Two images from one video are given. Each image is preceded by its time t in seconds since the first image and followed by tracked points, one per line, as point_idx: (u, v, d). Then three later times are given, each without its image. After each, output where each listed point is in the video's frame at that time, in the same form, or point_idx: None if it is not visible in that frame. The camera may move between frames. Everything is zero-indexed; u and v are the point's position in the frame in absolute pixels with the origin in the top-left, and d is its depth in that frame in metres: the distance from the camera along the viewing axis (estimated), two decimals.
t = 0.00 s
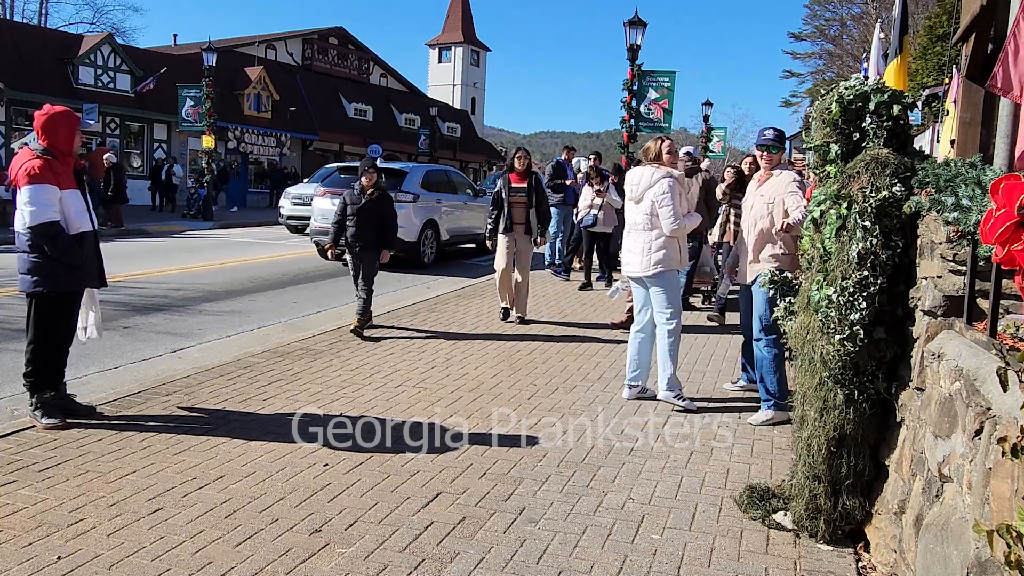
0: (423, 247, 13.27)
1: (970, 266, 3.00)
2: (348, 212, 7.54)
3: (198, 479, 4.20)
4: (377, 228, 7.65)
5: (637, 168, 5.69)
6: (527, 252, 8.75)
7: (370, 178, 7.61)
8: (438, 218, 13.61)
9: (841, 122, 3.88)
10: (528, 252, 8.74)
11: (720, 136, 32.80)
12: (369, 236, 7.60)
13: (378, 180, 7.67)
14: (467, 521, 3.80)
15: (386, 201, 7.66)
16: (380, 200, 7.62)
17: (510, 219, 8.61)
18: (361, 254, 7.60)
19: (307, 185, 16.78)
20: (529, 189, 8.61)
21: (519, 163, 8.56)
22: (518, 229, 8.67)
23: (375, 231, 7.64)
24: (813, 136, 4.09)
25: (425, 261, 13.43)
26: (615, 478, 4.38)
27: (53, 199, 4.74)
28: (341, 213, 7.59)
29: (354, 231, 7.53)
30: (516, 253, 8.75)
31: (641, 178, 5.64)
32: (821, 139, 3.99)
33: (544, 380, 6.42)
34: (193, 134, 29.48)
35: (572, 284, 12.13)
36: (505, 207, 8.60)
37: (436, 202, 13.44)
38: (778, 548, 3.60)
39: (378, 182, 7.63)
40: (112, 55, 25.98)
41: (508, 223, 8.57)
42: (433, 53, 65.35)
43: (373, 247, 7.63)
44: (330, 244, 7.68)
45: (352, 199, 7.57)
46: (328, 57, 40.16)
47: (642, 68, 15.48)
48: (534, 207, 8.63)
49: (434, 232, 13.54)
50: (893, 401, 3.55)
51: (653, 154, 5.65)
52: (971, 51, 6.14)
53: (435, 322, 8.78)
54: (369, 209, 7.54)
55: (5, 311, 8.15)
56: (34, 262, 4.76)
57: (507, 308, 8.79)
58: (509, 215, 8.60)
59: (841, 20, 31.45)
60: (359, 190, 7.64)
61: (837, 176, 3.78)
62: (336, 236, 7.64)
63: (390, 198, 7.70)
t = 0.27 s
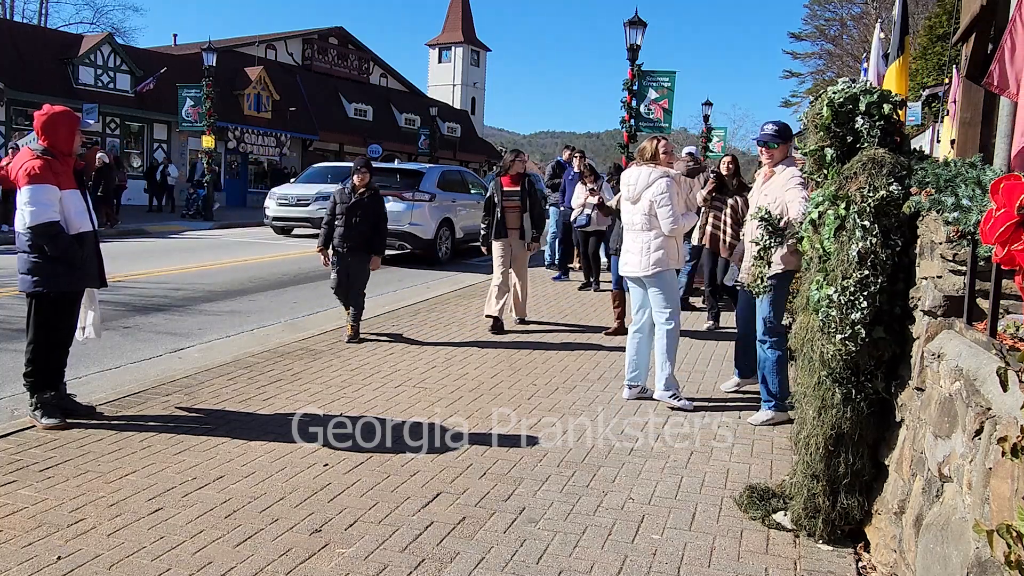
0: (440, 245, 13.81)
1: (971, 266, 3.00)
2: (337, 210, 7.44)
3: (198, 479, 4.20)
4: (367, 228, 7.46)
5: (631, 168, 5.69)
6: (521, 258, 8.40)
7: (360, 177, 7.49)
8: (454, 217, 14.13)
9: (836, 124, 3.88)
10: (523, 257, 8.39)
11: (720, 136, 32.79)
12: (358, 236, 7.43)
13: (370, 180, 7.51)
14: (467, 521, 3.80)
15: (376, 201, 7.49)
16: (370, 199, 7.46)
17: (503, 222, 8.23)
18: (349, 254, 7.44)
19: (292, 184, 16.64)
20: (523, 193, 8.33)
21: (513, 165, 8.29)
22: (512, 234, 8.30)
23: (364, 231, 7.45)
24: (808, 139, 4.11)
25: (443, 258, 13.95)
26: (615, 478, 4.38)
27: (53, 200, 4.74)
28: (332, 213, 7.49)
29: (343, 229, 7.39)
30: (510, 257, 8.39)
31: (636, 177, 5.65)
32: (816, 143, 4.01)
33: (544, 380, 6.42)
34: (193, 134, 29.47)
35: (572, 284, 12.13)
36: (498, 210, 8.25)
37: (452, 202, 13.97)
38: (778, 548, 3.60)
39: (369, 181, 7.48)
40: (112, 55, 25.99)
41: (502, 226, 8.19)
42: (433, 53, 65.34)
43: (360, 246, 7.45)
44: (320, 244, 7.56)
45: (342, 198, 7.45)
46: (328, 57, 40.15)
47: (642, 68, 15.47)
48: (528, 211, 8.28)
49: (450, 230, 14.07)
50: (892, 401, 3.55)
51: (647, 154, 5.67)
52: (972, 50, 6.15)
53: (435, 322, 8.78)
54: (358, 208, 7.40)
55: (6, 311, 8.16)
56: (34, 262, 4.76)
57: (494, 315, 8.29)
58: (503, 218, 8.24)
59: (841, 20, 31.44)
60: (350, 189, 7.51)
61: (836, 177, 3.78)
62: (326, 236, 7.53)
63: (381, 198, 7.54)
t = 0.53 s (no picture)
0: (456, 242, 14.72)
1: (970, 266, 3.00)
2: (324, 215, 7.11)
3: (198, 479, 4.20)
4: (355, 231, 7.15)
5: (627, 169, 5.70)
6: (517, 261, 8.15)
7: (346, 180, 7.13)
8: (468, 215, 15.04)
9: (836, 124, 3.87)
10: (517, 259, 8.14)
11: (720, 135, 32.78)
12: (347, 238, 7.11)
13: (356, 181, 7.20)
14: (467, 521, 3.80)
15: (365, 202, 7.21)
16: (359, 200, 7.18)
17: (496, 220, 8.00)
18: (337, 259, 7.09)
19: (275, 185, 16.73)
20: (517, 191, 8.11)
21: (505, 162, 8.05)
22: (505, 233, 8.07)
23: (353, 233, 7.14)
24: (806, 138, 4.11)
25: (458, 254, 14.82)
26: (615, 478, 4.38)
27: (53, 200, 4.74)
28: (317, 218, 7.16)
29: (331, 233, 7.05)
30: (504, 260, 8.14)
31: (631, 177, 5.65)
32: (814, 142, 4.01)
33: (544, 380, 6.42)
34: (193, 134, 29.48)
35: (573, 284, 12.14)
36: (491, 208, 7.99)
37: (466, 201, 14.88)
38: (778, 548, 3.60)
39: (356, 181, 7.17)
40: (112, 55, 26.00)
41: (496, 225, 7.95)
42: (433, 53, 65.35)
43: (348, 250, 7.11)
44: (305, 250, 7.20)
45: (329, 201, 7.12)
46: (328, 57, 40.15)
47: (642, 68, 15.48)
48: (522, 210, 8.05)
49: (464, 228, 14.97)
50: (891, 400, 3.55)
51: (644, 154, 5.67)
52: (972, 50, 6.15)
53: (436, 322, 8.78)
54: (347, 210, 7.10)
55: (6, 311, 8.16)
56: (35, 262, 4.76)
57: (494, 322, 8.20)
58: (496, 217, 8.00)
59: (841, 20, 31.45)
60: (336, 192, 7.18)
61: (835, 177, 3.78)
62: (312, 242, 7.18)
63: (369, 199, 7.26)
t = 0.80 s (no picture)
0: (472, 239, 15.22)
1: (971, 266, 3.00)
2: (308, 216, 6.82)
3: (197, 479, 4.20)
4: (340, 231, 6.87)
5: (625, 168, 5.70)
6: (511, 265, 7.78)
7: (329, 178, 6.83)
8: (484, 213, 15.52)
9: (846, 122, 3.84)
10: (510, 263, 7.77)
11: (720, 135, 32.78)
12: (331, 240, 6.83)
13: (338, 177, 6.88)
14: (467, 521, 3.80)
15: (347, 200, 6.90)
16: (342, 199, 6.87)
17: (485, 222, 7.68)
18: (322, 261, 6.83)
19: (257, 185, 16.62)
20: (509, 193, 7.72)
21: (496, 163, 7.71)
22: (496, 236, 7.74)
23: (337, 234, 6.85)
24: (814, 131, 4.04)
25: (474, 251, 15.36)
26: (615, 478, 4.38)
27: (54, 200, 4.75)
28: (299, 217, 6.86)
29: (314, 234, 6.77)
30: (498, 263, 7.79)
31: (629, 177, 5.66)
32: (822, 136, 3.96)
33: (544, 380, 6.42)
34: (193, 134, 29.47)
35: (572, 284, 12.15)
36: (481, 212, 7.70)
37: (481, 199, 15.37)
38: (778, 548, 3.60)
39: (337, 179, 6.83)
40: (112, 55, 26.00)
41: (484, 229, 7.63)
42: (433, 53, 65.36)
43: (333, 252, 6.86)
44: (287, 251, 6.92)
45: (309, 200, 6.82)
46: (328, 57, 40.14)
47: (642, 68, 15.47)
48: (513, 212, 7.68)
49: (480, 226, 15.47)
50: (894, 402, 3.55)
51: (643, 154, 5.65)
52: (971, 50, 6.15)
53: (436, 322, 8.78)
54: (329, 210, 6.79)
55: (6, 311, 8.16)
56: (35, 262, 4.76)
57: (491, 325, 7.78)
58: (486, 220, 7.67)
59: (841, 20, 31.44)
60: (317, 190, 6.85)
61: (840, 178, 3.77)
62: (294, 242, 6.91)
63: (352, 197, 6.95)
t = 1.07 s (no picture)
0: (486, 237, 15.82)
1: (970, 266, 3.00)
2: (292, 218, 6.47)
3: (198, 479, 4.20)
4: (329, 235, 6.52)
5: (624, 169, 5.70)
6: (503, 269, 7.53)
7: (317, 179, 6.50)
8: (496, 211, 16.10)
9: (864, 122, 3.80)
10: (505, 267, 7.54)
11: (720, 135, 32.77)
12: (319, 243, 6.48)
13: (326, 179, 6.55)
14: (467, 521, 3.80)
15: (337, 202, 6.56)
16: (331, 202, 6.53)
17: (479, 222, 7.44)
18: (309, 266, 6.48)
19: (235, 186, 16.41)
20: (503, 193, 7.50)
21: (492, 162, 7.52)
22: (488, 238, 7.48)
23: (326, 237, 6.51)
24: (826, 126, 3.98)
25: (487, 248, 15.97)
26: (615, 478, 4.38)
27: (54, 200, 4.75)
28: (286, 221, 6.52)
29: (301, 238, 6.42)
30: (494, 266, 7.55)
31: (628, 177, 5.66)
32: (834, 134, 3.88)
33: (544, 380, 6.42)
34: (193, 134, 29.48)
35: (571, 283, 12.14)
36: (475, 211, 7.48)
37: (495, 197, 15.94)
38: (778, 548, 3.60)
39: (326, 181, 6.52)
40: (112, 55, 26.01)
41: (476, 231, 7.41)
42: (433, 53, 65.37)
43: (320, 256, 6.49)
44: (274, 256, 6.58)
45: (297, 202, 6.49)
46: (328, 57, 40.14)
47: (642, 68, 15.47)
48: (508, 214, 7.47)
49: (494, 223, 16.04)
50: (894, 403, 3.55)
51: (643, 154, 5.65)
52: (972, 50, 6.11)
53: (436, 322, 8.78)
54: (317, 212, 6.46)
55: (6, 311, 8.16)
56: (35, 262, 4.76)
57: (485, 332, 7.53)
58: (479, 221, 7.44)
59: (841, 20, 31.43)
60: (305, 193, 6.54)
61: (844, 176, 3.77)
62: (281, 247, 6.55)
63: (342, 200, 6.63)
